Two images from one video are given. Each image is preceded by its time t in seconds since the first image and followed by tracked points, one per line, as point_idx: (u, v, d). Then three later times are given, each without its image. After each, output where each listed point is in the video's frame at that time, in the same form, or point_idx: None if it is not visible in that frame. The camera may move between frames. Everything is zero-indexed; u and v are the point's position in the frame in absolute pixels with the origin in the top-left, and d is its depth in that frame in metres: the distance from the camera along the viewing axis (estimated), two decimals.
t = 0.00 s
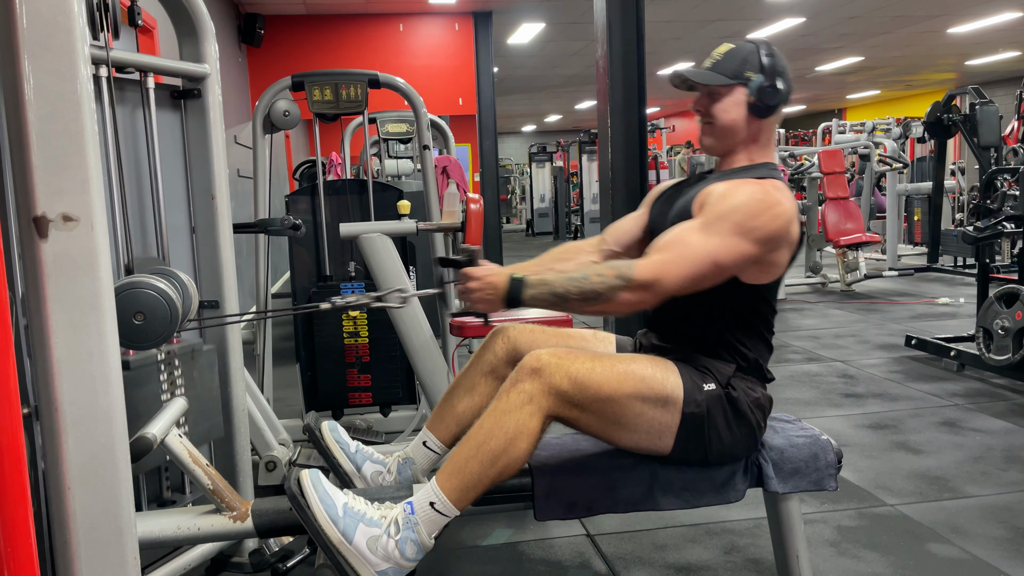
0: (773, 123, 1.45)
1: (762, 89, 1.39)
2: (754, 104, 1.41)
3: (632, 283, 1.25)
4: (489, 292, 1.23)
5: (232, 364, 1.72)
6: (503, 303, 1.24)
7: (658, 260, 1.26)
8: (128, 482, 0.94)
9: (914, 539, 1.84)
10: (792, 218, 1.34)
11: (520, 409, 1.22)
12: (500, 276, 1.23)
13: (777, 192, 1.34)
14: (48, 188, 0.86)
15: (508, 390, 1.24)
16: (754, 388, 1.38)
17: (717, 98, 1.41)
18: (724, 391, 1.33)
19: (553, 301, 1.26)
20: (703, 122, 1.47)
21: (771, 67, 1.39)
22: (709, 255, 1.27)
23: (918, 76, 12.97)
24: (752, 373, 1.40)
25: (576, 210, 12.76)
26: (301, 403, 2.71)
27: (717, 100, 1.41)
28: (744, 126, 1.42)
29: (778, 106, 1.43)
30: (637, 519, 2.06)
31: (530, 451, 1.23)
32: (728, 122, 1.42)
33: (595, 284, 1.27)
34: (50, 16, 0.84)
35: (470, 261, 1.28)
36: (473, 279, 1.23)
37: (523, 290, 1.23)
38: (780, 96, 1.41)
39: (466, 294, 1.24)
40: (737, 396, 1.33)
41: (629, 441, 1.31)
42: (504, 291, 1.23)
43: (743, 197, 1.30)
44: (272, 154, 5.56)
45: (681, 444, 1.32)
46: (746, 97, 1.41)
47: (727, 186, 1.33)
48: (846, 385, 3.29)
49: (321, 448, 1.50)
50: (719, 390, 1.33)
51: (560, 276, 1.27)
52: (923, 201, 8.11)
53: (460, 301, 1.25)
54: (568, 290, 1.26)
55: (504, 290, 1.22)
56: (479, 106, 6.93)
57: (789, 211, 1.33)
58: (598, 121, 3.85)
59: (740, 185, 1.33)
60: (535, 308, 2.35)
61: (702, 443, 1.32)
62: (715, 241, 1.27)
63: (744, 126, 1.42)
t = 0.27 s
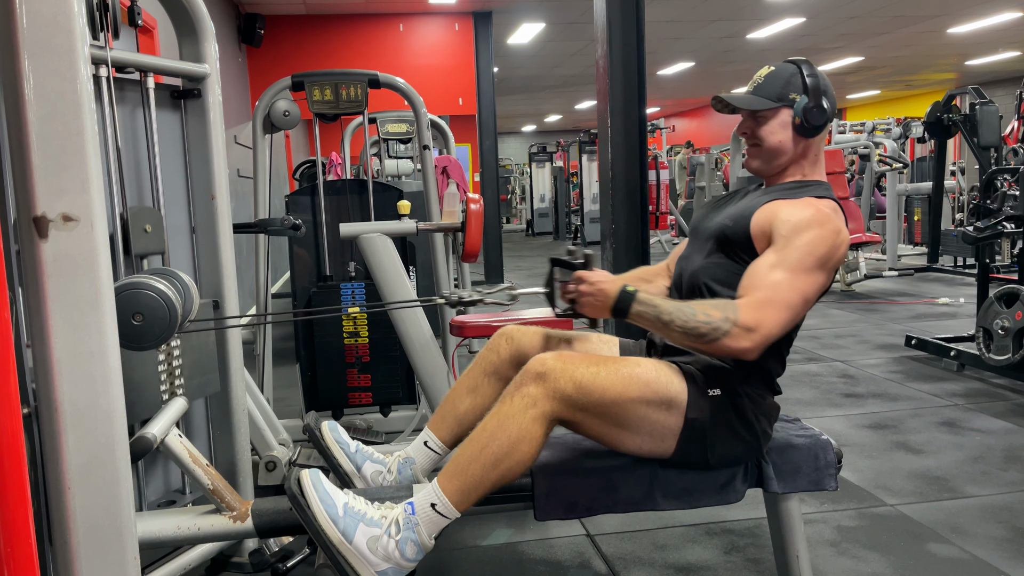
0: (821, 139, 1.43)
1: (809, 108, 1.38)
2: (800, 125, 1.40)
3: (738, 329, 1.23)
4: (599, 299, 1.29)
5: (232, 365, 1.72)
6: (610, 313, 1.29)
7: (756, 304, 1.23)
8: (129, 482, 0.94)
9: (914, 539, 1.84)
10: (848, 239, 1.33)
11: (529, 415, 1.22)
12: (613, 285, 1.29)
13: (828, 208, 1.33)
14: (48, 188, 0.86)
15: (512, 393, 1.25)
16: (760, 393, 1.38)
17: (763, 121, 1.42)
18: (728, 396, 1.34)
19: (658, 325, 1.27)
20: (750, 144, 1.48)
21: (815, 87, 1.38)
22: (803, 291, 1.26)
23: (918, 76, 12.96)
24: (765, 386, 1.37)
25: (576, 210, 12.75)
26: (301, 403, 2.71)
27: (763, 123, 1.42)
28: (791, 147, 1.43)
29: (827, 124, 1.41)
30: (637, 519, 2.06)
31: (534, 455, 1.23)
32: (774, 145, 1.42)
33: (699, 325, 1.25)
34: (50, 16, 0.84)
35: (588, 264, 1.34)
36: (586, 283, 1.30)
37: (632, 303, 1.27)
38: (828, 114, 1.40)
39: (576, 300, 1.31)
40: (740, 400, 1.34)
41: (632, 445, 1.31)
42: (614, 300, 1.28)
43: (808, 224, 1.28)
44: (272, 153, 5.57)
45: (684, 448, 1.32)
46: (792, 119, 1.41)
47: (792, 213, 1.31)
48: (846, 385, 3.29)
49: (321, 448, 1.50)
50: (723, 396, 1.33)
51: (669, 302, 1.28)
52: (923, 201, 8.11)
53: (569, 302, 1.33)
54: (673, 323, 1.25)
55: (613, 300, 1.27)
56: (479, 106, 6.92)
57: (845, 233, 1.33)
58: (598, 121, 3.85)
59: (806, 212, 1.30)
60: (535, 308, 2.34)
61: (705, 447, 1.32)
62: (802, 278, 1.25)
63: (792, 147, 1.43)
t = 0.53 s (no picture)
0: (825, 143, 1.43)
1: (811, 112, 1.37)
2: (802, 129, 1.40)
3: (764, 338, 1.24)
4: (627, 300, 1.36)
5: (232, 365, 1.72)
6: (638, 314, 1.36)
7: (778, 313, 1.24)
8: (129, 481, 0.94)
9: (914, 539, 1.84)
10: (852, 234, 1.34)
11: (531, 415, 1.22)
12: (642, 288, 1.36)
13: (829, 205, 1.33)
14: (48, 188, 0.86)
15: (513, 394, 1.25)
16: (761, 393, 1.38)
17: (766, 127, 1.42)
18: (728, 397, 1.34)
19: (685, 330, 1.30)
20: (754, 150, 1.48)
21: (816, 90, 1.38)
22: (823, 296, 1.26)
23: (918, 76, 12.96)
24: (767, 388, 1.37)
25: (576, 210, 12.75)
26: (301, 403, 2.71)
27: (766, 128, 1.43)
28: (794, 151, 1.43)
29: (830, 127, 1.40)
30: (637, 519, 2.06)
31: (535, 456, 1.23)
32: (777, 150, 1.43)
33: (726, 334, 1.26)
34: (50, 15, 0.84)
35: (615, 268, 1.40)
36: (616, 286, 1.37)
37: (659, 307, 1.32)
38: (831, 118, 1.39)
39: (607, 299, 1.39)
40: (740, 401, 1.34)
41: (632, 446, 1.31)
42: (642, 303, 1.34)
43: (815, 226, 1.28)
44: (272, 154, 5.57)
45: (685, 449, 1.32)
46: (794, 124, 1.41)
47: (801, 214, 1.30)
48: (846, 385, 3.29)
49: (321, 448, 1.50)
50: (723, 397, 1.34)
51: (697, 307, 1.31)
52: (923, 201, 8.11)
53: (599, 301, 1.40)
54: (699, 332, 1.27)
55: (641, 303, 1.34)
56: (479, 106, 6.92)
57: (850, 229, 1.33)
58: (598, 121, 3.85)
59: (815, 213, 1.30)
60: (535, 308, 2.34)
61: (705, 448, 1.32)
62: (819, 282, 1.25)
63: (796, 152, 1.43)
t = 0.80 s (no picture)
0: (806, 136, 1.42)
1: (791, 102, 1.38)
2: (782, 120, 1.39)
3: (724, 328, 1.24)
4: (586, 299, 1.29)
5: (232, 365, 1.72)
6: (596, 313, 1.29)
7: (742, 303, 1.24)
8: (129, 481, 0.94)
9: (915, 539, 1.84)
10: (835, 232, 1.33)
11: (529, 415, 1.22)
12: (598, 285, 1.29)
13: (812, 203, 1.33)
14: (48, 188, 0.86)
15: (512, 394, 1.25)
16: (760, 394, 1.38)
17: (745, 117, 1.41)
18: (728, 397, 1.34)
19: (644, 324, 1.28)
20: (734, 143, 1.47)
21: (796, 82, 1.38)
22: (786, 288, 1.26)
23: (918, 76, 12.96)
24: (764, 386, 1.38)
25: (576, 210, 12.75)
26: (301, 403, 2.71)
27: (745, 119, 1.42)
28: (774, 143, 1.41)
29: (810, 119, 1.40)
30: (637, 519, 2.06)
31: (534, 455, 1.23)
32: (758, 141, 1.42)
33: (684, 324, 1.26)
34: (50, 16, 0.84)
35: (571, 266, 1.33)
36: (571, 285, 1.30)
37: (617, 303, 1.28)
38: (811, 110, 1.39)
39: (562, 300, 1.31)
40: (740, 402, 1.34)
41: (633, 446, 1.31)
42: (599, 301, 1.28)
43: (793, 221, 1.28)
44: (272, 154, 5.57)
45: (684, 450, 1.32)
46: (774, 115, 1.40)
47: (781, 209, 1.30)
48: (846, 385, 3.29)
49: (321, 448, 1.50)
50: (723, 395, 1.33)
51: (654, 302, 1.29)
52: (923, 201, 8.11)
53: (553, 302, 1.33)
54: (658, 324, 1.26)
55: (598, 301, 1.28)
56: (479, 105, 6.92)
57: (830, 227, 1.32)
58: (598, 121, 3.85)
59: (794, 209, 1.30)
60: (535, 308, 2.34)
61: (704, 449, 1.32)
62: (787, 275, 1.25)
63: (775, 143, 1.41)
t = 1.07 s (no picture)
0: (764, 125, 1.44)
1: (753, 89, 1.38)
2: (744, 107, 1.40)
3: (631, 292, 1.26)
4: (490, 297, 1.26)
5: (232, 364, 1.72)
6: (504, 309, 1.27)
7: (654, 268, 1.26)
8: (128, 482, 0.94)
9: (915, 539, 1.84)
10: (786, 219, 1.34)
11: (523, 411, 1.23)
12: (499, 282, 1.26)
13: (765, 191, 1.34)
14: (47, 188, 0.86)
15: (507, 391, 1.25)
16: (752, 390, 1.39)
17: (706, 102, 1.42)
18: (722, 393, 1.34)
19: (552, 306, 1.28)
20: (694, 127, 1.47)
21: (760, 69, 1.39)
22: (704, 259, 1.26)
23: (918, 77, 12.97)
24: (749, 375, 1.41)
25: (576, 210, 12.76)
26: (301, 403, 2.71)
27: (706, 103, 1.42)
28: (733, 129, 1.43)
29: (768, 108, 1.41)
30: (637, 519, 2.06)
31: (530, 452, 1.23)
32: (718, 127, 1.42)
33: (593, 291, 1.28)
34: (50, 16, 0.84)
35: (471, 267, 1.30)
36: (473, 286, 1.26)
37: (522, 295, 1.26)
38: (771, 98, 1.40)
39: (466, 303, 1.27)
40: (735, 398, 1.34)
41: (629, 444, 1.31)
42: (504, 296, 1.26)
43: (737, 204, 1.29)
44: (272, 154, 5.57)
45: (681, 447, 1.32)
46: (736, 101, 1.41)
47: (724, 192, 1.32)
48: (846, 385, 3.29)
49: (321, 448, 1.50)
50: (718, 391, 1.34)
51: (560, 282, 1.30)
52: (923, 201, 8.11)
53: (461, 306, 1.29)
54: (565, 296, 1.28)
55: (504, 298, 1.25)
56: (479, 106, 6.92)
57: (781, 214, 1.33)
58: (598, 121, 3.85)
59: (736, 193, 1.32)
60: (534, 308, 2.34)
61: (701, 446, 1.32)
62: (711, 248, 1.27)
63: (734, 130, 1.43)
